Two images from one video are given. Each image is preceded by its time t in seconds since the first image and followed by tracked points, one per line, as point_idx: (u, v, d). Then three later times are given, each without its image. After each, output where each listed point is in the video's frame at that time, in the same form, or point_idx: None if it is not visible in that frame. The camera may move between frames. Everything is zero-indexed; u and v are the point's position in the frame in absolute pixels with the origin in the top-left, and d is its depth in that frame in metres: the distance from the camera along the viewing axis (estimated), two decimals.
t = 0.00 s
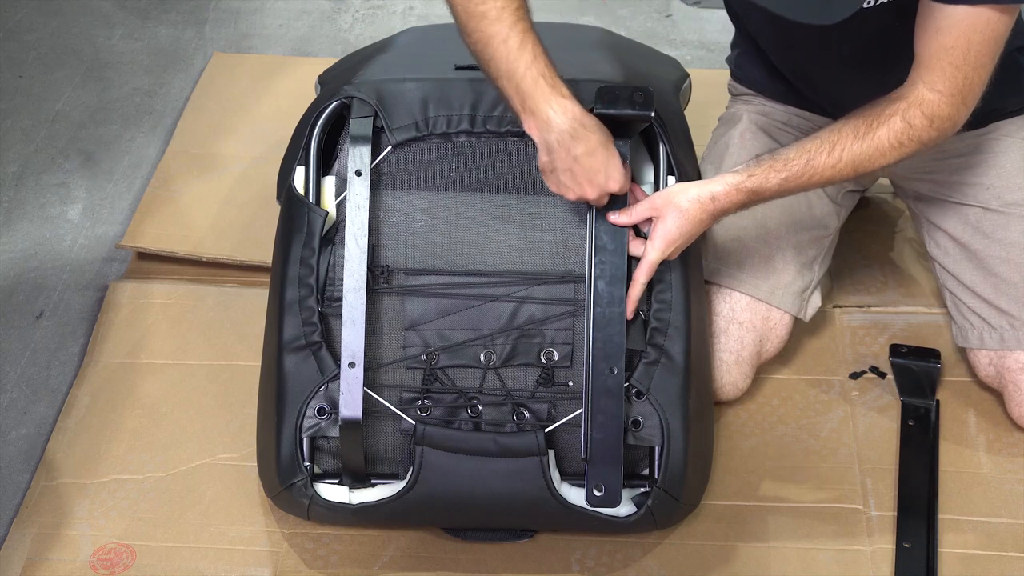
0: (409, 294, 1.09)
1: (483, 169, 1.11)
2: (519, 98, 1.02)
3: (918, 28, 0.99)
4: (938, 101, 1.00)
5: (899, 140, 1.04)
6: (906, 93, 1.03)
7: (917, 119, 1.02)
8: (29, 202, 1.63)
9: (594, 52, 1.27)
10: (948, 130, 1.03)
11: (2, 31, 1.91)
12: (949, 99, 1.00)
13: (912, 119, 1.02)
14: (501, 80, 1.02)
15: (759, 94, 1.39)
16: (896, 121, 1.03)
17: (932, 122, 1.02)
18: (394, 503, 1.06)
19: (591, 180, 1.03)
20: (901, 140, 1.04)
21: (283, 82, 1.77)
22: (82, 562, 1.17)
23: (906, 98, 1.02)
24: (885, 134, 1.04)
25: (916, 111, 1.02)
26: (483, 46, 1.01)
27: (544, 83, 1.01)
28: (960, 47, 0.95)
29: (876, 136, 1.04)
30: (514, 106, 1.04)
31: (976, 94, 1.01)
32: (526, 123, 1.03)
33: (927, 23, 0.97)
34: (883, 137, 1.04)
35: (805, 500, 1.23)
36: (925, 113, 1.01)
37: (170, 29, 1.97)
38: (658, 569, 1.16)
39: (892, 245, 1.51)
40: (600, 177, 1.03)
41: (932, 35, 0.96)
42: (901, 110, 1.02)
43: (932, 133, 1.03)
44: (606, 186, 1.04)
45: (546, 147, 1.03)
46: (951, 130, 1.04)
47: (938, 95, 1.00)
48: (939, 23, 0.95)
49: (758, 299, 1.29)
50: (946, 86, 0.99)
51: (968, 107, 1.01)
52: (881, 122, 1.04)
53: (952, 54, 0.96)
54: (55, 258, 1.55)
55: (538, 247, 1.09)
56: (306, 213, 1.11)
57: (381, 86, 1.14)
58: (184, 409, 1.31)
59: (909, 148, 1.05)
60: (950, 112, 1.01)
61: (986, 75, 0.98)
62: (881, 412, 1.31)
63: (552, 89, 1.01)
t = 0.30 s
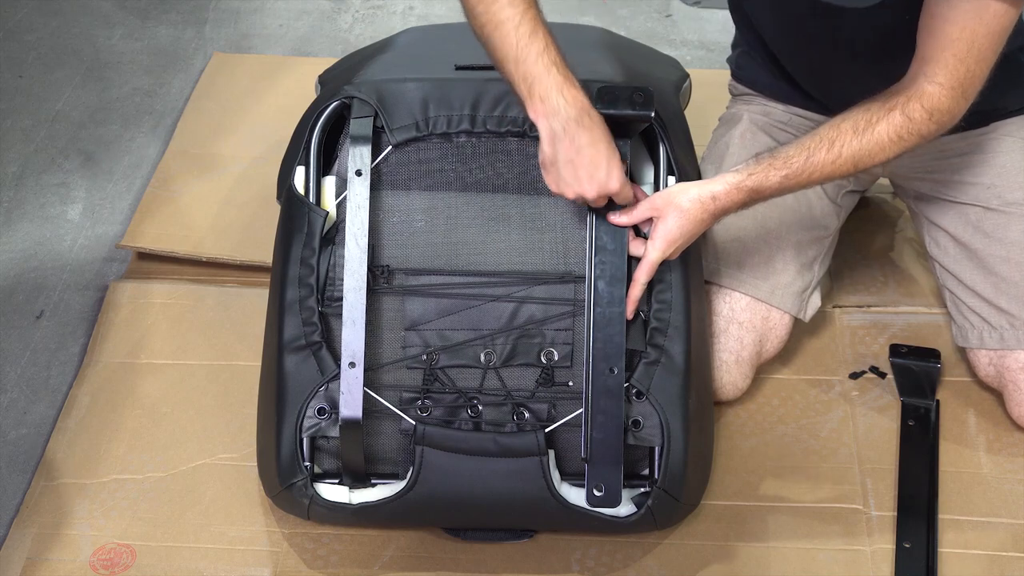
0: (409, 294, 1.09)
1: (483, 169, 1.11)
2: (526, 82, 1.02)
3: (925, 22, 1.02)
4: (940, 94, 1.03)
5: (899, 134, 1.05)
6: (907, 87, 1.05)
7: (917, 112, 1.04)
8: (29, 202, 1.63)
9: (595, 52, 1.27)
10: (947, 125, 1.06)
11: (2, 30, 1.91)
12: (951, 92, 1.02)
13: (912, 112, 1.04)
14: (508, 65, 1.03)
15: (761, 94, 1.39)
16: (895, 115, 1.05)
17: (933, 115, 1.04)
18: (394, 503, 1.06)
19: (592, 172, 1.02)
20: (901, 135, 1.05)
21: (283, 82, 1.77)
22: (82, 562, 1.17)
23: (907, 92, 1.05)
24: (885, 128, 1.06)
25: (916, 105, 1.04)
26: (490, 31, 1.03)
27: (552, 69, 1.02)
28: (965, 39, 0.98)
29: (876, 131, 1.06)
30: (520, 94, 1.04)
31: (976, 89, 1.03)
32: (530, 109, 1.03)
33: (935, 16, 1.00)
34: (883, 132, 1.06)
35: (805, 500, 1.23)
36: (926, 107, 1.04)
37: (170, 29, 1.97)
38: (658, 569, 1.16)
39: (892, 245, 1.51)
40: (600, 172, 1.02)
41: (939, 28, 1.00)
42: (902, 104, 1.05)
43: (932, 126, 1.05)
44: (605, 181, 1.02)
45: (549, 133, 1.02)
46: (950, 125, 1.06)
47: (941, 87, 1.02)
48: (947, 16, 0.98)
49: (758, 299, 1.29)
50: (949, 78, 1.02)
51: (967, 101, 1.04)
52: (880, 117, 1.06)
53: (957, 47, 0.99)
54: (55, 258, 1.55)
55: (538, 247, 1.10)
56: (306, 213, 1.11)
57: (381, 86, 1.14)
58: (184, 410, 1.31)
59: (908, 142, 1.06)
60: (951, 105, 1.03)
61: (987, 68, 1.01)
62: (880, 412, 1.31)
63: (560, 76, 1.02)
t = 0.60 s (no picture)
0: (409, 294, 1.09)
1: (483, 169, 1.11)
2: (524, 56, 1.06)
3: (930, 17, 1.06)
4: (941, 86, 1.05)
5: (898, 127, 1.07)
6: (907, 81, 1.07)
7: (916, 105, 1.06)
8: (29, 202, 1.63)
9: (595, 52, 1.27)
10: (945, 117, 1.07)
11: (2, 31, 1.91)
12: (951, 84, 1.04)
13: (912, 105, 1.06)
14: (508, 44, 1.08)
15: (762, 94, 1.39)
16: (895, 108, 1.07)
17: (932, 107, 1.06)
18: (394, 503, 1.06)
19: (584, 135, 1.02)
20: (899, 127, 1.07)
21: (283, 82, 1.77)
22: (82, 562, 1.17)
23: (906, 86, 1.07)
24: (885, 121, 1.07)
25: (916, 97, 1.06)
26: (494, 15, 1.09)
27: (548, 47, 1.06)
28: (969, 33, 1.01)
29: (875, 124, 1.07)
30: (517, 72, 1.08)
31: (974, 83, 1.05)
32: (525, 83, 1.06)
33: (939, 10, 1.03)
34: (882, 125, 1.07)
35: (805, 500, 1.23)
36: (925, 99, 1.06)
37: (170, 29, 1.97)
38: (658, 569, 1.16)
39: (892, 245, 1.51)
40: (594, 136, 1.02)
41: (944, 23, 1.03)
42: (901, 97, 1.07)
43: (931, 119, 1.07)
44: (596, 145, 1.02)
45: (543, 101, 1.04)
46: (948, 118, 1.08)
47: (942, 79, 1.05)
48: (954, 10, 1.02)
49: (758, 299, 1.29)
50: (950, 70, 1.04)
51: (966, 94, 1.06)
52: (879, 111, 1.07)
53: (959, 39, 1.02)
54: (55, 258, 1.55)
55: (538, 247, 1.10)
56: (306, 213, 1.11)
57: (381, 86, 1.14)
58: (184, 409, 1.31)
59: (907, 135, 1.08)
60: (951, 97, 1.05)
61: (987, 61, 1.04)
62: (881, 412, 1.31)
63: (557, 52, 1.06)
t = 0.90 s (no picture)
0: (409, 293, 1.09)
1: (483, 169, 1.11)
2: (548, 55, 1.03)
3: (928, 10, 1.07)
4: (939, 77, 1.06)
5: (898, 119, 1.08)
6: (904, 74, 1.08)
7: (915, 97, 1.07)
8: (29, 202, 1.63)
9: (595, 52, 1.27)
10: (943, 109, 1.09)
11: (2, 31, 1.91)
12: (949, 75, 1.06)
13: (910, 96, 1.07)
14: (531, 39, 1.04)
15: (762, 93, 1.39)
16: (894, 100, 1.08)
17: (931, 97, 1.07)
18: (394, 503, 1.06)
19: (606, 144, 1.02)
20: (898, 119, 1.08)
21: (283, 82, 1.77)
22: (82, 562, 1.17)
23: (904, 78, 1.08)
24: (883, 113, 1.08)
25: (914, 90, 1.07)
26: (513, 6, 1.05)
27: (564, 47, 1.04)
28: (969, 25, 1.03)
29: (874, 117, 1.08)
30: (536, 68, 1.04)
31: (971, 74, 1.07)
32: (548, 81, 1.02)
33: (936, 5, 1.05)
34: (881, 117, 1.08)
35: (805, 500, 1.23)
36: (924, 90, 1.07)
37: (170, 29, 1.97)
38: (658, 569, 1.16)
39: (893, 245, 1.51)
40: (613, 144, 1.02)
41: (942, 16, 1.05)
42: (899, 89, 1.08)
43: (929, 111, 1.08)
44: (615, 150, 1.02)
45: (565, 105, 1.02)
46: (945, 109, 1.09)
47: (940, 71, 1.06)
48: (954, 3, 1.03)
49: (759, 299, 1.29)
50: (948, 60, 1.06)
51: (963, 86, 1.08)
52: (877, 104, 1.08)
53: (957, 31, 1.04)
54: (55, 258, 1.55)
55: (538, 247, 1.10)
56: (306, 213, 1.11)
57: (381, 86, 1.14)
58: (184, 409, 1.31)
59: (906, 127, 1.09)
60: (949, 88, 1.07)
61: (986, 53, 1.05)
62: (881, 412, 1.31)
63: (572, 54, 1.04)
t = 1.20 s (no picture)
0: (408, 293, 1.09)
1: (483, 169, 1.11)
2: (562, 63, 1.05)
3: (931, 10, 1.08)
4: (939, 76, 1.07)
5: (898, 118, 1.08)
6: (904, 72, 1.08)
7: (915, 95, 1.07)
8: (29, 202, 1.63)
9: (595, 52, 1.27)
10: (942, 108, 1.10)
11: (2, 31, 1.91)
12: (949, 74, 1.07)
13: (910, 95, 1.07)
14: (544, 47, 1.06)
15: (762, 93, 1.39)
16: (894, 99, 1.08)
17: (931, 96, 1.08)
18: (394, 503, 1.06)
19: (609, 155, 1.04)
20: (898, 117, 1.08)
21: (283, 82, 1.77)
22: (82, 562, 1.17)
23: (904, 76, 1.08)
24: (883, 112, 1.08)
25: (915, 88, 1.07)
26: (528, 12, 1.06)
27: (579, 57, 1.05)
28: (972, 24, 1.04)
29: (873, 116, 1.08)
30: (549, 74, 1.05)
31: (971, 74, 1.08)
32: (560, 89, 1.04)
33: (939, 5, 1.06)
34: (881, 116, 1.08)
35: (805, 499, 1.23)
36: (925, 89, 1.07)
37: (170, 29, 1.97)
38: (658, 569, 1.16)
39: (893, 245, 1.51)
40: (615, 157, 1.05)
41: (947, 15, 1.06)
42: (899, 88, 1.08)
43: (928, 110, 1.08)
44: (616, 164, 1.05)
45: (575, 114, 1.04)
46: (944, 108, 1.10)
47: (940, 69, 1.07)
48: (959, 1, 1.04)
49: (759, 299, 1.29)
50: (948, 59, 1.07)
51: (962, 85, 1.09)
52: (877, 103, 1.08)
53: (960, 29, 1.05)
54: (55, 258, 1.55)
55: (538, 247, 1.10)
56: (306, 213, 1.11)
57: (381, 86, 1.14)
58: (184, 409, 1.31)
59: (906, 125, 1.09)
60: (949, 87, 1.07)
61: (986, 53, 1.06)
62: (880, 412, 1.31)
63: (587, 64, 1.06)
